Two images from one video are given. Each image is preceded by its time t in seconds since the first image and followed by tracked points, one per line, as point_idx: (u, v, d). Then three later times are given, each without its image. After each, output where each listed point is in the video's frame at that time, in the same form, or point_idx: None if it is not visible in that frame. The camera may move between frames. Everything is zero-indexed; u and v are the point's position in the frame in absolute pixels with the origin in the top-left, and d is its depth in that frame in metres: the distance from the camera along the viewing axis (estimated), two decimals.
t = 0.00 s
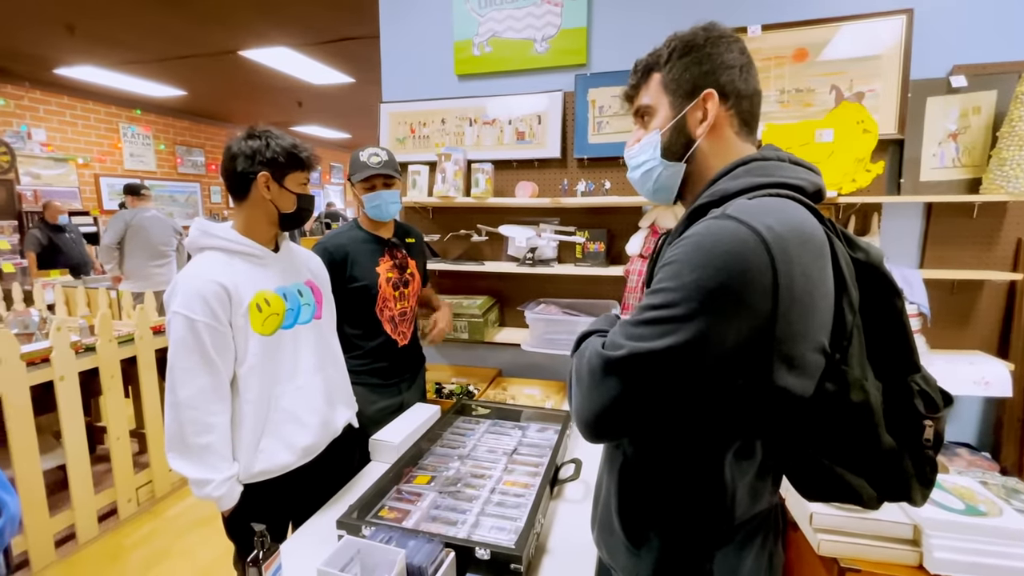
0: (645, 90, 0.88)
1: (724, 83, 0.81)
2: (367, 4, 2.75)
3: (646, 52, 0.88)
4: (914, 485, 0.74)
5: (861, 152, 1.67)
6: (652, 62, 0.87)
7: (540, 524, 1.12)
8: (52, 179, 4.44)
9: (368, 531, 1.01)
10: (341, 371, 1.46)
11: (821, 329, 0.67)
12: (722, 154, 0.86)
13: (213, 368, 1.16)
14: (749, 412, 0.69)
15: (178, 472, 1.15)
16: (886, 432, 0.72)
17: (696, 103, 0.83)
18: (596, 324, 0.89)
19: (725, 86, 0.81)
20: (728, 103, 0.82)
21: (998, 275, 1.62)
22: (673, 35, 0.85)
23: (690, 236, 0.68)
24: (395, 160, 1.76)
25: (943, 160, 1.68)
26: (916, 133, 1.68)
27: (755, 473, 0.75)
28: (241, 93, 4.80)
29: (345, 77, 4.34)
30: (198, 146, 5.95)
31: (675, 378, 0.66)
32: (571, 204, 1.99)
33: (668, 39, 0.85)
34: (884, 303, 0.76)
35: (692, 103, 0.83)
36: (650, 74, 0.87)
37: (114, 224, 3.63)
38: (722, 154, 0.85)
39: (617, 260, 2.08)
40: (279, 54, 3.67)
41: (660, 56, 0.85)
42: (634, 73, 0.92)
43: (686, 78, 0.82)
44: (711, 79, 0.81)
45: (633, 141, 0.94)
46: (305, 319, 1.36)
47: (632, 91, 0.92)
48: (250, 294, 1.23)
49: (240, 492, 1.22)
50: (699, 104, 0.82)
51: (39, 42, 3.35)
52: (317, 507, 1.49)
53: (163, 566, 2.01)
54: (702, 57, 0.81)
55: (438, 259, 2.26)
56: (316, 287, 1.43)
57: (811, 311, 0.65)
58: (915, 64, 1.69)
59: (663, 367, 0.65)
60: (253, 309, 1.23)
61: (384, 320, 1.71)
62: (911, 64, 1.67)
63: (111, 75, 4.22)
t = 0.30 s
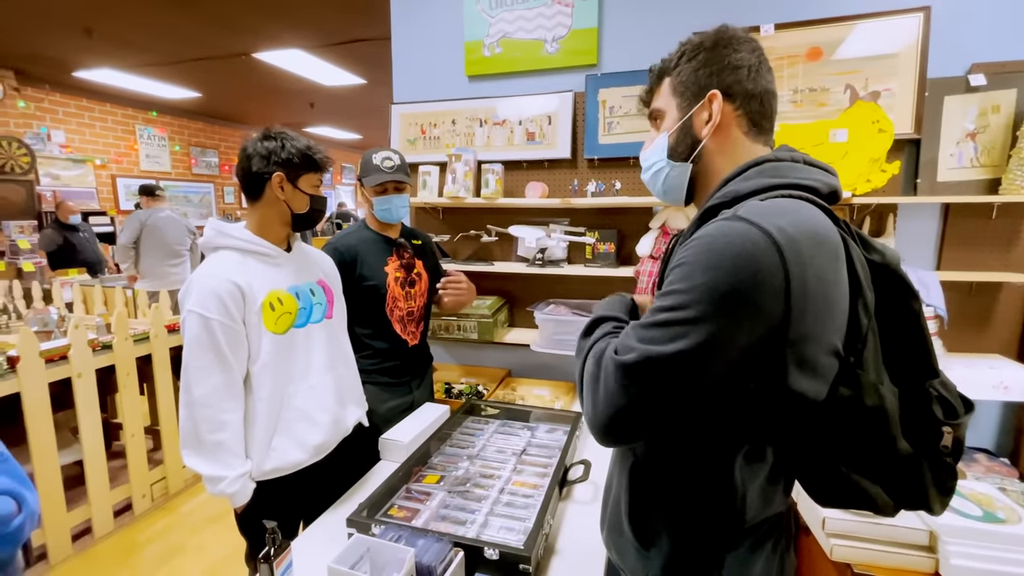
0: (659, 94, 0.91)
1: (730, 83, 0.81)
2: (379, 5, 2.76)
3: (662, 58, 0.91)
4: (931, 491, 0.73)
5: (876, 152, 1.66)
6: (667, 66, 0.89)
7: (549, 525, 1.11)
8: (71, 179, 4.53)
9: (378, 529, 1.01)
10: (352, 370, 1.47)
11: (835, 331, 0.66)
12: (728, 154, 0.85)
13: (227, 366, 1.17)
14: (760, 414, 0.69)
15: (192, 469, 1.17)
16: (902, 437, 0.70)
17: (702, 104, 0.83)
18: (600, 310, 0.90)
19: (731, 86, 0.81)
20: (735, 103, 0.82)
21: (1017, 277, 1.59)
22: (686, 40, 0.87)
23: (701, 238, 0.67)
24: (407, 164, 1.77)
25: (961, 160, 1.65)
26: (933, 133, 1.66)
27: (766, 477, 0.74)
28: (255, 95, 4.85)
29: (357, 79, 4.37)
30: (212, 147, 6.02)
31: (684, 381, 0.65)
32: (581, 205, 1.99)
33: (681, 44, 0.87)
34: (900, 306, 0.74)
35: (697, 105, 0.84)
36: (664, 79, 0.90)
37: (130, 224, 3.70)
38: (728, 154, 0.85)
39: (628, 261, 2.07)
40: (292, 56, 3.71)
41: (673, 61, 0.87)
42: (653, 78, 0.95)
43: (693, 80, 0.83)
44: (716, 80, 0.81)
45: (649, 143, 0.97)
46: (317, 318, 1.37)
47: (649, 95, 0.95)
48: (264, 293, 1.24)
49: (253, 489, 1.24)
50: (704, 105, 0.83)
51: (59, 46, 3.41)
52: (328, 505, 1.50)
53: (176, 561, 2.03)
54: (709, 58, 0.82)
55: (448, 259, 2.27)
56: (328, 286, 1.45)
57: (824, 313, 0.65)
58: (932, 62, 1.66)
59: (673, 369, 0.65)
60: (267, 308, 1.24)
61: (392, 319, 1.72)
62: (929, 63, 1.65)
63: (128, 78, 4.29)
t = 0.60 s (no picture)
0: (668, 107, 0.92)
1: (735, 89, 0.82)
2: (393, 8, 2.78)
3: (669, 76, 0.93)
4: (955, 496, 0.71)
5: (896, 152, 1.62)
6: (674, 82, 0.91)
7: (562, 526, 1.11)
8: (92, 181, 4.62)
9: (391, 528, 1.02)
10: (366, 369, 1.48)
11: (854, 331, 0.65)
12: (741, 157, 0.84)
13: (243, 364, 1.19)
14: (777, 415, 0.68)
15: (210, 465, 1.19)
16: (924, 441, 0.69)
17: (710, 112, 0.84)
18: (612, 282, 0.87)
19: (736, 91, 0.81)
20: (743, 105, 0.82)
21: None
22: (691, 57, 0.89)
23: (715, 236, 0.67)
24: (419, 166, 1.77)
25: (985, 160, 1.61)
26: (955, 133, 1.62)
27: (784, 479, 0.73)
28: (271, 97, 4.91)
29: (371, 81, 4.41)
30: (228, 148, 6.11)
31: (699, 381, 0.65)
32: (594, 206, 1.98)
33: (686, 61, 0.90)
34: (921, 307, 0.73)
35: (705, 112, 0.84)
36: (672, 93, 0.92)
37: (148, 224, 3.77)
38: (740, 156, 0.84)
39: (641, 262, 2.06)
40: (308, 58, 3.75)
41: (680, 75, 0.90)
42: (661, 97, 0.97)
43: (699, 89, 0.84)
44: (722, 86, 0.82)
45: (664, 155, 0.97)
46: (332, 318, 1.39)
47: (660, 112, 0.96)
48: (280, 293, 1.26)
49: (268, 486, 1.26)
50: (712, 111, 0.83)
51: (82, 50, 3.49)
52: (341, 503, 1.51)
53: (192, 556, 2.06)
54: (712, 68, 0.83)
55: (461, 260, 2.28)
56: (342, 286, 1.46)
57: (842, 312, 0.64)
58: (955, 60, 1.63)
59: (688, 368, 0.64)
60: (283, 308, 1.26)
61: (404, 320, 1.73)
62: (951, 61, 1.62)
63: (148, 81, 4.37)
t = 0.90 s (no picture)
0: (681, 115, 0.93)
1: (747, 93, 0.82)
2: (408, 10, 2.81)
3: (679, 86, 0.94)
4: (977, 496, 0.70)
5: (917, 152, 1.60)
6: (685, 91, 0.92)
7: (576, 526, 1.11)
8: (114, 182, 4.72)
9: (406, 525, 1.03)
10: (380, 368, 1.50)
11: (869, 328, 0.64)
12: (757, 159, 0.84)
13: (261, 362, 1.21)
14: (791, 413, 0.68)
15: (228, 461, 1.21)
16: (943, 442, 0.68)
17: (724, 117, 0.84)
18: (631, 278, 0.87)
19: (748, 95, 0.81)
20: (756, 109, 0.82)
21: None
22: (700, 66, 0.90)
23: (728, 234, 0.67)
24: (435, 168, 1.78)
25: (1009, 160, 1.58)
26: (979, 132, 1.59)
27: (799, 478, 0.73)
28: (287, 99, 4.98)
29: (386, 83, 4.45)
30: (245, 150, 6.21)
31: (711, 377, 0.65)
32: (608, 207, 1.98)
33: (696, 70, 0.90)
34: (940, 306, 0.72)
35: (719, 117, 0.84)
36: (684, 101, 0.92)
37: (167, 224, 3.84)
38: (756, 158, 0.84)
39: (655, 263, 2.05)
40: (324, 61, 3.80)
41: (691, 84, 0.90)
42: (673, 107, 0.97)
43: (711, 96, 0.85)
44: (734, 91, 0.82)
45: (677, 163, 0.97)
46: (347, 318, 1.40)
47: (672, 121, 0.96)
48: (297, 292, 1.28)
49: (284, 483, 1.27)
50: (726, 116, 0.83)
51: (106, 55, 3.57)
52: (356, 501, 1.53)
53: (210, 551, 2.10)
54: (722, 76, 0.84)
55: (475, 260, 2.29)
56: (358, 286, 1.48)
57: (857, 310, 0.63)
58: (978, 58, 1.60)
59: (699, 363, 0.64)
60: (300, 307, 1.28)
61: (419, 320, 1.75)
62: (974, 59, 1.59)
63: (168, 85, 4.46)
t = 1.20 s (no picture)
0: (693, 115, 0.92)
1: (760, 94, 0.81)
2: (420, 12, 2.82)
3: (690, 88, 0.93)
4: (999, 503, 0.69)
5: (936, 152, 1.57)
6: (696, 92, 0.91)
7: (587, 527, 1.11)
8: (132, 183, 4.81)
9: (418, 523, 1.04)
10: (391, 368, 1.51)
11: (889, 329, 0.63)
12: (771, 160, 0.83)
13: (275, 360, 1.22)
14: (807, 413, 0.67)
15: (241, 458, 1.23)
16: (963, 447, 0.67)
17: (737, 117, 0.83)
18: (644, 277, 0.87)
19: (760, 96, 0.81)
20: (769, 110, 0.81)
21: None
22: (711, 68, 0.89)
23: (745, 232, 0.66)
24: (448, 169, 1.78)
25: None
26: (1001, 130, 1.56)
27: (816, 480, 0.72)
28: (301, 101, 5.03)
29: (399, 85, 4.48)
30: (259, 152, 6.29)
31: (726, 375, 0.64)
32: (620, 207, 1.97)
33: (707, 72, 0.90)
34: (962, 308, 0.71)
35: (732, 118, 0.84)
36: (695, 103, 0.91)
37: (183, 225, 3.90)
38: (769, 159, 0.83)
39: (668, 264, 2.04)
40: (338, 63, 3.83)
41: (701, 86, 0.90)
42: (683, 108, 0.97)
43: (722, 98, 0.84)
44: (747, 92, 0.82)
45: (688, 165, 0.96)
46: (359, 317, 1.42)
47: (683, 123, 0.96)
48: (311, 292, 1.29)
49: (296, 480, 1.29)
50: (739, 117, 0.83)
51: (126, 58, 3.64)
52: (367, 499, 1.54)
53: (223, 548, 2.12)
54: (733, 77, 0.83)
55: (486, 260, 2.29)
56: (370, 286, 1.49)
57: (876, 310, 0.62)
58: (999, 56, 1.57)
59: (714, 362, 0.64)
60: (313, 307, 1.29)
61: (431, 319, 1.75)
62: (994, 57, 1.56)
63: (185, 87, 4.53)
